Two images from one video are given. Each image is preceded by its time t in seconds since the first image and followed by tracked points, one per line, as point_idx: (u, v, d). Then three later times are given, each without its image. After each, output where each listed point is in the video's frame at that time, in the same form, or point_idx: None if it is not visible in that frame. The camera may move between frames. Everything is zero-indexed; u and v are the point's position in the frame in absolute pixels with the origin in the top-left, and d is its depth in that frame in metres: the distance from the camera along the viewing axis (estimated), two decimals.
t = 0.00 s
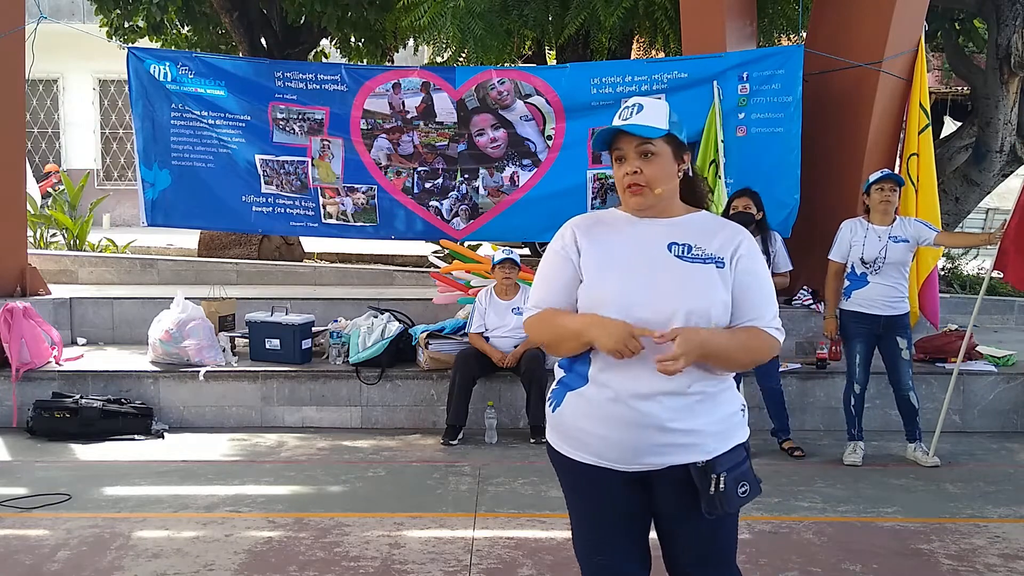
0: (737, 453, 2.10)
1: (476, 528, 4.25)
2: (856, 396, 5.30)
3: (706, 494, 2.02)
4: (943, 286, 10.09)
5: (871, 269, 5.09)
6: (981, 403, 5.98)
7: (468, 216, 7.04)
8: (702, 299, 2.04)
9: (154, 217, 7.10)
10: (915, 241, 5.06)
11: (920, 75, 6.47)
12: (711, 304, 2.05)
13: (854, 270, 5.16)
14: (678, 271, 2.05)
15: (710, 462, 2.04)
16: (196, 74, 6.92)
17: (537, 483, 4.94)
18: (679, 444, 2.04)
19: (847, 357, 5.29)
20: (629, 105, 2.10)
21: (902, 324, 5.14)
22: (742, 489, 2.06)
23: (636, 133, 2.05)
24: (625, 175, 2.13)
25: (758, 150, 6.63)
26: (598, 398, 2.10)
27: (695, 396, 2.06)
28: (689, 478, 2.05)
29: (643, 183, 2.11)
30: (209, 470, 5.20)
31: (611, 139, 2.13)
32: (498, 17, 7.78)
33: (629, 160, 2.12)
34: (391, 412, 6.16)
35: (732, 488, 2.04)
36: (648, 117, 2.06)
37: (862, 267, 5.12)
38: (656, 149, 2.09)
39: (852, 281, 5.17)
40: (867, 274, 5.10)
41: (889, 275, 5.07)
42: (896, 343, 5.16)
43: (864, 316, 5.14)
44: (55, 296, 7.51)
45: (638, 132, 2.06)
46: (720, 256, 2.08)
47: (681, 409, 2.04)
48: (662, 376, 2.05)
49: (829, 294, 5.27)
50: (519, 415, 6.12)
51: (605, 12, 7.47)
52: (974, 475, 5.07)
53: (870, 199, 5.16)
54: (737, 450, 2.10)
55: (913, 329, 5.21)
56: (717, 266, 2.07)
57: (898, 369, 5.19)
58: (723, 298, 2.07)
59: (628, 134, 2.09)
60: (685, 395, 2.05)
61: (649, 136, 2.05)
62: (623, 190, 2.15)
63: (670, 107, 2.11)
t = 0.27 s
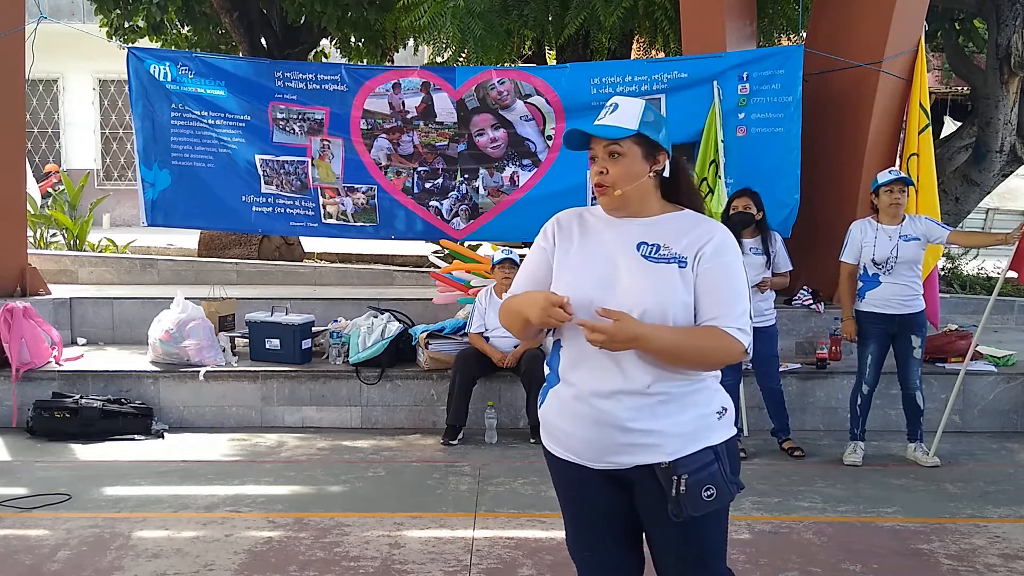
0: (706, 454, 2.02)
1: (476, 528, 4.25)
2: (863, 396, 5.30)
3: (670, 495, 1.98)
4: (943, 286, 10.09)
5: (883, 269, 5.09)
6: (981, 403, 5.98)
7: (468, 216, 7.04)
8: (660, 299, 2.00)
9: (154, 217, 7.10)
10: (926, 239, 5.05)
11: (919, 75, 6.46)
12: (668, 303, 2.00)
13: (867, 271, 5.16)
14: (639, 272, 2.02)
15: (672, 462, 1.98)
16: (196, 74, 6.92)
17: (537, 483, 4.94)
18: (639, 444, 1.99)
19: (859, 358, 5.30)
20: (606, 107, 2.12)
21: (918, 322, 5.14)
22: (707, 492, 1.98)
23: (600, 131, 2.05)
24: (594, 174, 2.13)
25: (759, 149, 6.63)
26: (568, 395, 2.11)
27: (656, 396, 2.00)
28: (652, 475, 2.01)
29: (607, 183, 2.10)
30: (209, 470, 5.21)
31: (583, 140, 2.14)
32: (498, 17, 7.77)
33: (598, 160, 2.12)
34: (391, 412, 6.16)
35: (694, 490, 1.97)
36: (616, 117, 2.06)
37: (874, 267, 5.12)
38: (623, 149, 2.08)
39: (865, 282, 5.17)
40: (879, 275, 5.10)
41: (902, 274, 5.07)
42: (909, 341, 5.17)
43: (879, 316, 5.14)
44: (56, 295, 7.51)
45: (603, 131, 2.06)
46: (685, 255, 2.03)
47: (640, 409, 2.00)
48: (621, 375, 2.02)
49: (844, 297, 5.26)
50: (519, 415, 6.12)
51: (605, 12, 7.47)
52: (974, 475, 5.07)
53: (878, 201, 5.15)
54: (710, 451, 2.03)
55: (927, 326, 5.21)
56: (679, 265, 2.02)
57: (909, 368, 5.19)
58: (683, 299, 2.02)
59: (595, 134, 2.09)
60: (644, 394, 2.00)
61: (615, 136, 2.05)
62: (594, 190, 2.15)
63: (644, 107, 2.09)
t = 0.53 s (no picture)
0: (677, 455, 1.97)
1: (476, 528, 4.25)
2: (871, 397, 5.30)
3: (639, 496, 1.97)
4: (943, 286, 10.09)
5: (894, 272, 5.10)
6: (981, 403, 5.98)
7: (468, 216, 7.04)
8: (624, 299, 1.97)
9: (154, 217, 7.10)
10: (936, 239, 5.04)
11: (920, 75, 6.47)
12: (633, 303, 1.96)
13: (878, 274, 5.17)
14: (607, 272, 2.00)
15: (639, 463, 1.96)
16: (196, 74, 6.92)
17: (537, 483, 4.94)
18: (608, 444, 1.99)
19: (873, 359, 5.31)
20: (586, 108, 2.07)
21: (934, 322, 5.11)
22: (675, 494, 1.94)
23: (581, 134, 2.01)
24: (576, 177, 2.09)
25: (758, 150, 6.64)
26: (550, 394, 2.14)
27: (624, 396, 1.98)
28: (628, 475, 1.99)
29: (589, 186, 2.06)
30: (208, 470, 5.21)
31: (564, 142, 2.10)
32: (498, 17, 7.77)
33: (579, 162, 2.08)
34: (391, 412, 6.16)
35: (660, 491, 1.94)
36: (597, 119, 2.02)
37: (886, 271, 5.13)
38: (604, 152, 2.04)
39: (878, 286, 5.18)
40: (891, 278, 5.11)
41: (915, 276, 5.06)
42: (924, 341, 5.14)
43: (895, 319, 5.13)
44: (56, 295, 7.51)
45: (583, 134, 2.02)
46: (653, 256, 1.98)
47: (608, 408, 1.99)
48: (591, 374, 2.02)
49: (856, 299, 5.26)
50: (519, 415, 6.12)
51: (605, 12, 7.47)
52: (974, 475, 5.07)
53: (883, 203, 5.16)
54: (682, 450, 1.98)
55: (943, 326, 5.18)
56: (647, 265, 1.98)
57: (920, 369, 5.19)
58: (650, 299, 1.97)
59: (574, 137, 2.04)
60: (612, 394, 1.99)
61: (595, 139, 2.01)
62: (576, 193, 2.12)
63: (624, 108, 2.05)
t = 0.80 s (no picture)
0: (663, 454, 1.95)
1: (476, 528, 4.25)
2: (874, 397, 5.30)
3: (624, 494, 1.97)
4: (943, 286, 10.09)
5: (898, 272, 5.10)
6: (981, 403, 5.98)
7: (468, 216, 7.04)
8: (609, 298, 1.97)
9: (154, 217, 7.10)
10: (939, 239, 5.04)
11: (920, 75, 6.48)
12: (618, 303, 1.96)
13: (883, 275, 5.17)
14: (596, 270, 2.01)
15: (626, 461, 1.96)
16: (196, 74, 6.92)
17: (537, 483, 4.94)
18: (597, 442, 2.00)
19: (877, 358, 5.31)
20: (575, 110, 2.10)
21: (939, 322, 5.10)
22: (661, 494, 1.92)
23: (564, 135, 2.04)
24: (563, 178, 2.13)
25: (758, 150, 6.64)
26: (542, 390, 2.15)
27: (611, 394, 1.98)
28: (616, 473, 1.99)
29: (573, 185, 2.09)
30: (208, 470, 5.20)
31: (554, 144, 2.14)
32: (499, 17, 7.77)
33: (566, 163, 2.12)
34: (391, 412, 6.16)
35: (645, 489, 1.93)
36: (580, 120, 2.04)
37: (890, 272, 5.13)
38: (588, 152, 2.06)
39: (883, 286, 5.18)
40: (895, 279, 5.11)
41: (918, 276, 5.06)
42: (929, 342, 5.13)
43: (901, 320, 5.12)
44: (56, 295, 7.51)
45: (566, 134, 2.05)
46: (640, 255, 1.97)
47: (596, 407, 1.99)
48: (581, 373, 2.02)
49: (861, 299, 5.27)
50: (519, 415, 6.12)
51: (605, 12, 7.47)
52: (975, 475, 5.07)
53: (882, 205, 5.16)
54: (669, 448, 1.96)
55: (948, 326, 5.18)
56: (633, 264, 1.97)
57: (924, 369, 5.18)
58: (635, 297, 1.96)
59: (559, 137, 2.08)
60: (600, 392, 1.99)
61: (578, 139, 2.03)
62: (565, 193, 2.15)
63: (612, 109, 2.06)
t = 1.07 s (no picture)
0: (682, 448, 1.97)
1: (476, 528, 4.25)
2: (869, 397, 5.30)
3: (645, 491, 1.96)
4: (943, 286, 10.09)
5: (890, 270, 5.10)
6: (981, 403, 5.98)
7: (468, 216, 7.04)
8: (626, 294, 1.97)
9: (154, 217, 7.10)
10: (932, 238, 5.02)
11: (919, 75, 6.48)
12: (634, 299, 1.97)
13: (875, 273, 5.18)
14: (607, 269, 2.01)
15: (645, 457, 1.95)
16: (196, 74, 6.92)
17: (537, 483, 4.94)
18: (613, 440, 1.98)
19: (870, 358, 5.31)
20: (592, 105, 2.06)
21: (930, 322, 5.10)
22: (683, 487, 1.93)
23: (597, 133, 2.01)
24: (580, 174, 2.09)
25: (758, 150, 6.64)
26: (544, 393, 2.12)
27: (628, 391, 1.98)
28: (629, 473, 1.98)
29: (596, 184, 2.06)
30: (208, 470, 5.21)
31: (570, 137, 2.08)
32: (499, 17, 7.76)
33: (586, 159, 2.08)
34: (391, 412, 6.17)
35: (667, 484, 1.93)
36: (611, 119, 2.02)
37: (882, 269, 5.14)
38: (614, 152, 2.05)
39: (875, 284, 5.19)
40: (887, 277, 5.11)
41: (911, 275, 5.05)
42: (920, 342, 5.13)
43: (891, 318, 5.13)
44: (55, 295, 7.51)
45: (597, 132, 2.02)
46: (653, 252, 2.00)
47: (612, 404, 1.98)
48: (594, 371, 2.01)
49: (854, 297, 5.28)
50: (519, 415, 6.12)
51: (605, 12, 7.47)
52: (975, 475, 5.07)
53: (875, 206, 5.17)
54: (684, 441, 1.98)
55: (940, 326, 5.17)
56: (647, 260, 1.99)
57: (918, 369, 5.18)
58: (651, 294, 1.98)
59: (587, 134, 2.05)
60: (616, 390, 1.98)
61: (609, 139, 2.01)
62: (576, 190, 2.11)
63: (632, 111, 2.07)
